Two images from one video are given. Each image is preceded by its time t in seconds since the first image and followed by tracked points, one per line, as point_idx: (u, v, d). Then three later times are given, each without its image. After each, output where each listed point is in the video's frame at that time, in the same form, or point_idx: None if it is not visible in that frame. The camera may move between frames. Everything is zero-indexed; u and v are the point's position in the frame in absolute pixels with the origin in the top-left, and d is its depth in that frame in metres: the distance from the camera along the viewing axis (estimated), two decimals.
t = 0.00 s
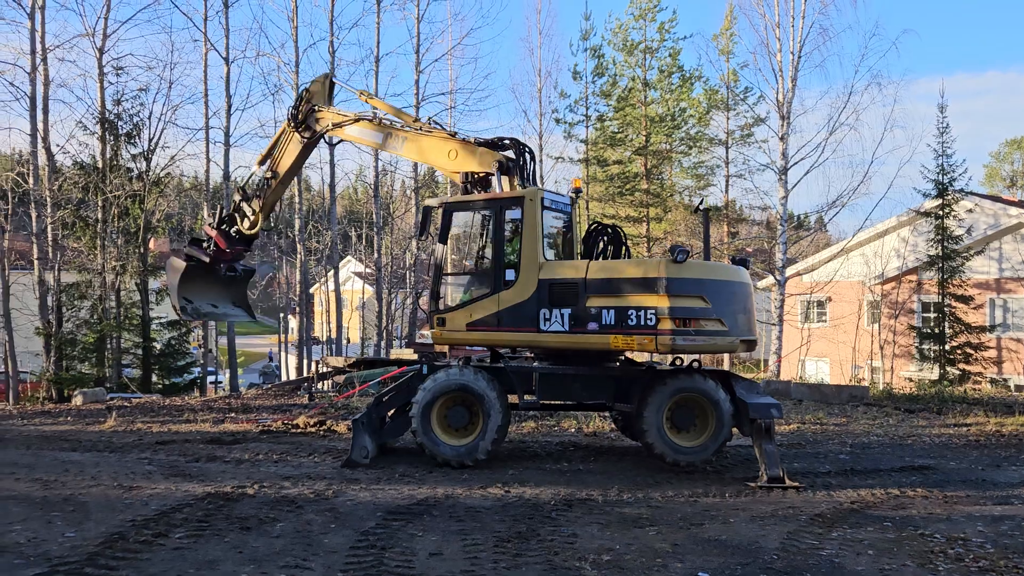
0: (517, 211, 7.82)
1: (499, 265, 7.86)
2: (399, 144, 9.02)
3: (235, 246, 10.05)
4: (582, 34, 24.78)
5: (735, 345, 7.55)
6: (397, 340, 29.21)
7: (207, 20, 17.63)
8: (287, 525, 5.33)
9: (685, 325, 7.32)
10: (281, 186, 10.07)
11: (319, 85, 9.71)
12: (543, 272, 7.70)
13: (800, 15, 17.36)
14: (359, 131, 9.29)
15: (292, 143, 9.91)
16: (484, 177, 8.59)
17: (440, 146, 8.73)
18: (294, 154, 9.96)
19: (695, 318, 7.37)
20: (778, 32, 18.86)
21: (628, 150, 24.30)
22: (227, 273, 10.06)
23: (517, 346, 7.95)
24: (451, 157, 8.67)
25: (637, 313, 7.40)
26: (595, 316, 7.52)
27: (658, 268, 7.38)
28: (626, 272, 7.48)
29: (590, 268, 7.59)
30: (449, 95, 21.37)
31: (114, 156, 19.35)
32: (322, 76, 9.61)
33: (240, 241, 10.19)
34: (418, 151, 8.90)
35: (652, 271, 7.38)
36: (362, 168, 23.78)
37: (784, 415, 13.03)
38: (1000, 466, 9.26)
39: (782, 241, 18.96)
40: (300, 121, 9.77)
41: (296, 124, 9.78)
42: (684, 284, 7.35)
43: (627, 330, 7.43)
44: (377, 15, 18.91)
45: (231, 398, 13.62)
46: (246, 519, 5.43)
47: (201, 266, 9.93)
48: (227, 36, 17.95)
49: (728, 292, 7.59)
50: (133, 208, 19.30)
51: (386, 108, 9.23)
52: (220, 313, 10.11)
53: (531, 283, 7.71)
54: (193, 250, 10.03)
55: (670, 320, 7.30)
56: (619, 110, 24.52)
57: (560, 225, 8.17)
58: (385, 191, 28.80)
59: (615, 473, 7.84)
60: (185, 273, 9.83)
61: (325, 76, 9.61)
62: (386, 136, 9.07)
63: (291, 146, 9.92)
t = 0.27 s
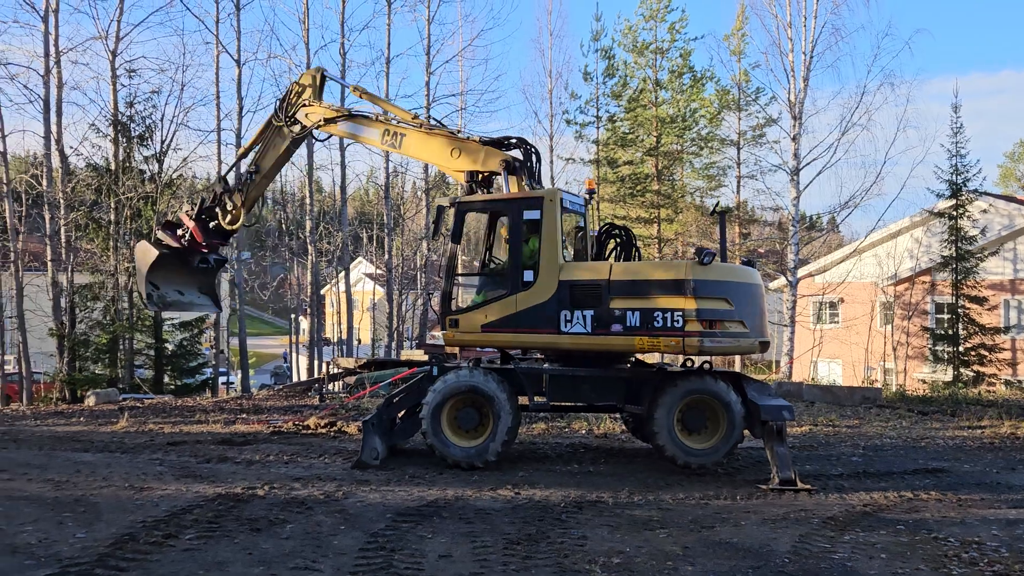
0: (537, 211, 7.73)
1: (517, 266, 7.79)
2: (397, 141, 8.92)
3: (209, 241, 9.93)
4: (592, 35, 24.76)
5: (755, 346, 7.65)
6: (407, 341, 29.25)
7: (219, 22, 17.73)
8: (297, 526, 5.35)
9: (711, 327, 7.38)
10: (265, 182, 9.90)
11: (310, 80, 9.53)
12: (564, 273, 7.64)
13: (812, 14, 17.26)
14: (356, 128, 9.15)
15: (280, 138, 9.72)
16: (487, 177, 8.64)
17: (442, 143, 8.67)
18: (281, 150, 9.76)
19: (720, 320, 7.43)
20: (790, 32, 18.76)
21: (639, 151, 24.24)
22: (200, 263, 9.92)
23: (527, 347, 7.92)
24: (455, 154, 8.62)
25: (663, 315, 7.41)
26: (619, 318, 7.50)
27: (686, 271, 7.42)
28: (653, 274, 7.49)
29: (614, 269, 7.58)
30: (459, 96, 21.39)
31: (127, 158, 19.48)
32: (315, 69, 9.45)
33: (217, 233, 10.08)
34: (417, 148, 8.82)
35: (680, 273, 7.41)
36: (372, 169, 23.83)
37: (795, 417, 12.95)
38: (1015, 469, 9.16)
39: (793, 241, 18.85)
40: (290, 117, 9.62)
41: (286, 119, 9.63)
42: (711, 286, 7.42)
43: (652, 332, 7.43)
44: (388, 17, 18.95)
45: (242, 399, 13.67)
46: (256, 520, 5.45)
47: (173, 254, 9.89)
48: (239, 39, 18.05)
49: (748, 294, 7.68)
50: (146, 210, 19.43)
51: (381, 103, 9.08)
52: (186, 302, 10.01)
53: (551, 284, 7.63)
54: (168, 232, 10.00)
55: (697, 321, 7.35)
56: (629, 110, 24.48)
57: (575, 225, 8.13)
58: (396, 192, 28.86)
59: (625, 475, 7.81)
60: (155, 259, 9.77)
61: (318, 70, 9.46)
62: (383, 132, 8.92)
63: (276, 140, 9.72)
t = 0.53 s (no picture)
0: (559, 211, 7.69)
1: (538, 267, 7.71)
2: (399, 139, 8.86)
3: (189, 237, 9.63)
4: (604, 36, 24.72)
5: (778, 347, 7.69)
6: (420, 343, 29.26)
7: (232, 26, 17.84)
8: (310, 527, 5.36)
9: (739, 329, 7.39)
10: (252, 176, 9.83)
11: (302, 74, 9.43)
12: (588, 274, 7.59)
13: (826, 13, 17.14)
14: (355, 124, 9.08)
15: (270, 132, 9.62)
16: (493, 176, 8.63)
17: (447, 142, 8.63)
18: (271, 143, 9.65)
19: (747, 322, 7.45)
20: (802, 31, 18.65)
21: (652, 152, 24.17)
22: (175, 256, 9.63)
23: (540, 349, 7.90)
24: (460, 153, 8.59)
25: (691, 316, 7.40)
26: (646, 319, 7.46)
27: (715, 273, 7.43)
28: (681, 276, 7.48)
29: (641, 271, 7.54)
30: (471, 97, 21.40)
31: (141, 161, 19.62)
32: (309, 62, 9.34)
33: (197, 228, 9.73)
34: (419, 146, 8.75)
35: (709, 275, 7.41)
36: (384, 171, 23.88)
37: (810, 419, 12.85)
38: None
39: (807, 242, 18.72)
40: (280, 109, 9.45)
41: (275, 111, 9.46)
42: (739, 288, 7.43)
43: (680, 334, 7.41)
44: (400, 19, 18.99)
45: (256, 400, 13.73)
46: (269, 521, 5.46)
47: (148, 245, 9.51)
48: (252, 41, 18.15)
49: (771, 296, 7.73)
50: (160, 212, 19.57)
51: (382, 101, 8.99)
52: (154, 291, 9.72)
53: (575, 285, 7.57)
54: (147, 218, 9.54)
55: (726, 323, 7.36)
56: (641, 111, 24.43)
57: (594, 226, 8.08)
58: (408, 193, 28.91)
59: (638, 476, 7.78)
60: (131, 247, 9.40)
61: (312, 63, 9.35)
62: (384, 129, 8.86)
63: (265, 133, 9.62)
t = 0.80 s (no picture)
0: (582, 213, 7.66)
1: (561, 269, 7.66)
2: (405, 138, 8.84)
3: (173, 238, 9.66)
4: (617, 37, 24.69)
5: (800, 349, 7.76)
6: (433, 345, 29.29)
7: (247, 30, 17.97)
8: (325, 529, 5.37)
9: (766, 331, 7.43)
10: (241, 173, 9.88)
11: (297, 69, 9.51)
12: (614, 276, 7.55)
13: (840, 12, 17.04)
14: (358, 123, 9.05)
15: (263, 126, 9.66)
16: (501, 177, 8.67)
17: (455, 142, 8.65)
18: (262, 138, 9.69)
19: (773, 324, 7.49)
20: (817, 31, 18.54)
21: (665, 153, 24.09)
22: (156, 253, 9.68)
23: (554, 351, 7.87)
24: (469, 153, 8.60)
25: (720, 318, 7.40)
26: (674, 321, 7.43)
27: (743, 275, 7.46)
28: (708, 277, 7.48)
29: (668, 272, 7.52)
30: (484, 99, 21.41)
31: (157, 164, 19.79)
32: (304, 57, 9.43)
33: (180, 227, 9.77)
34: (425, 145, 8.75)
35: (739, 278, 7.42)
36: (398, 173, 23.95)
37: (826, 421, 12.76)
38: None
39: (822, 243, 18.59)
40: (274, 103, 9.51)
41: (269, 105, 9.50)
42: (767, 290, 7.47)
43: (709, 336, 7.40)
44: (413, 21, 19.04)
45: (270, 402, 13.80)
46: (285, 522, 5.48)
47: (127, 237, 9.51)
48: (267, 45, 18.27)
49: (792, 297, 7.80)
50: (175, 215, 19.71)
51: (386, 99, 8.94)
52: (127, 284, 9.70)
53: (601, 287, 7.54)
54: (129, 211, 9.65)
55: (755, 325, 7.39)
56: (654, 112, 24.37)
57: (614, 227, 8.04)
58: (421, 196, 28.96)
59: (653, 478, 7.75)
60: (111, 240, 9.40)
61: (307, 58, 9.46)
62: (389, 128, 8.85)
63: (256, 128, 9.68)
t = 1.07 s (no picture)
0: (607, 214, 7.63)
1: (586, 270, 7.61)
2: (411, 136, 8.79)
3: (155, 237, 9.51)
4: (631, 38, 24.63)
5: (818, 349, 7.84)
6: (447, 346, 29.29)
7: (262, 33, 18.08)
8: (341, 530, 5.38)
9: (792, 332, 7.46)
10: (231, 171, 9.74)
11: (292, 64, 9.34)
12: (641, 278, 7.52)
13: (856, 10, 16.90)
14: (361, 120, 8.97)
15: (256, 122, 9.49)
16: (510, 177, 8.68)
17: (463, 141, 8.63)
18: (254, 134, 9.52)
19: (797, 325, 7.54)
20: (832, 31, 18.41)
21: (679, 154, 24.00)
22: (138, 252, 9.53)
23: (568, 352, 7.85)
24: (478, 152, 8.59)
25: (749, 319, 7.39)
26: (702, 323, 7.40)
27: (770, 277, 7.48)
28: (736, 279, 7.47)
29: (696, 274, 7.49)
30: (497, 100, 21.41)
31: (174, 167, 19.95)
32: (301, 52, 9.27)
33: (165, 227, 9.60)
34: (433, 144, 8.72)
35: (766, 279, 7.43)
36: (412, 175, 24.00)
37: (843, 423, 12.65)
38: None
39: (838, 243, 18.44)
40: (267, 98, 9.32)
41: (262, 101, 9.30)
42: (794, 292, 7.52)
43: (736, 337, 7.40)
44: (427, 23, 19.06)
45: (286, 403, 13.85)
46: (301, 523, 5.50)
47: (107, 235, 9.38)
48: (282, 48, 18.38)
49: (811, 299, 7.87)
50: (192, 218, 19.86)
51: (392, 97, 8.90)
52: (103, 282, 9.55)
53: (627, 288, 7.51)
54: (111, 206, 9.40)
55: (782, 327, 7.42)
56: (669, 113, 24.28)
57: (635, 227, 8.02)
58: (435, 197, 29.00)
59: (669, 480, 7.71)
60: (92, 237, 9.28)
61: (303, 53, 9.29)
62: (396, 126, 8.81)
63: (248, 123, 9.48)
